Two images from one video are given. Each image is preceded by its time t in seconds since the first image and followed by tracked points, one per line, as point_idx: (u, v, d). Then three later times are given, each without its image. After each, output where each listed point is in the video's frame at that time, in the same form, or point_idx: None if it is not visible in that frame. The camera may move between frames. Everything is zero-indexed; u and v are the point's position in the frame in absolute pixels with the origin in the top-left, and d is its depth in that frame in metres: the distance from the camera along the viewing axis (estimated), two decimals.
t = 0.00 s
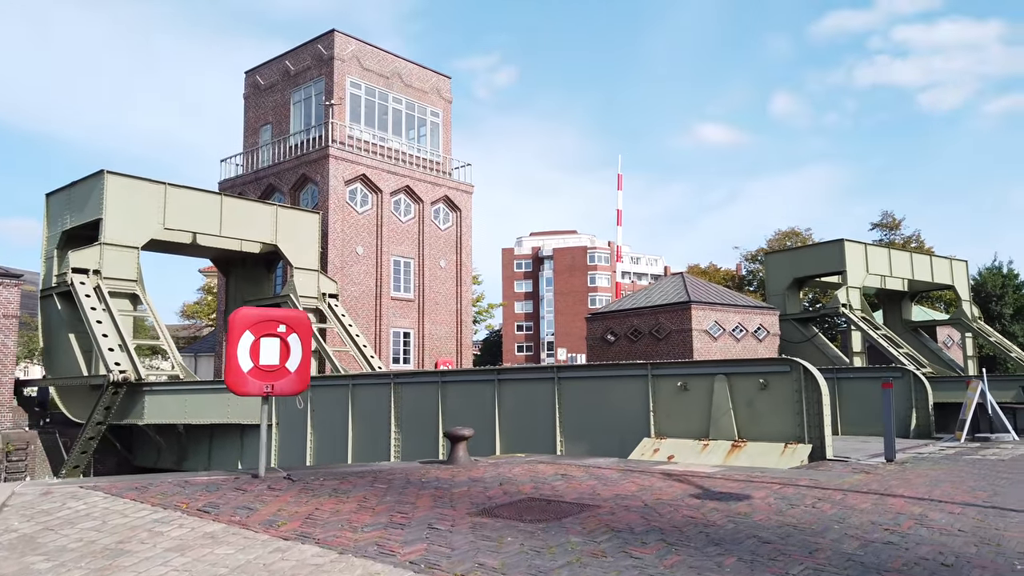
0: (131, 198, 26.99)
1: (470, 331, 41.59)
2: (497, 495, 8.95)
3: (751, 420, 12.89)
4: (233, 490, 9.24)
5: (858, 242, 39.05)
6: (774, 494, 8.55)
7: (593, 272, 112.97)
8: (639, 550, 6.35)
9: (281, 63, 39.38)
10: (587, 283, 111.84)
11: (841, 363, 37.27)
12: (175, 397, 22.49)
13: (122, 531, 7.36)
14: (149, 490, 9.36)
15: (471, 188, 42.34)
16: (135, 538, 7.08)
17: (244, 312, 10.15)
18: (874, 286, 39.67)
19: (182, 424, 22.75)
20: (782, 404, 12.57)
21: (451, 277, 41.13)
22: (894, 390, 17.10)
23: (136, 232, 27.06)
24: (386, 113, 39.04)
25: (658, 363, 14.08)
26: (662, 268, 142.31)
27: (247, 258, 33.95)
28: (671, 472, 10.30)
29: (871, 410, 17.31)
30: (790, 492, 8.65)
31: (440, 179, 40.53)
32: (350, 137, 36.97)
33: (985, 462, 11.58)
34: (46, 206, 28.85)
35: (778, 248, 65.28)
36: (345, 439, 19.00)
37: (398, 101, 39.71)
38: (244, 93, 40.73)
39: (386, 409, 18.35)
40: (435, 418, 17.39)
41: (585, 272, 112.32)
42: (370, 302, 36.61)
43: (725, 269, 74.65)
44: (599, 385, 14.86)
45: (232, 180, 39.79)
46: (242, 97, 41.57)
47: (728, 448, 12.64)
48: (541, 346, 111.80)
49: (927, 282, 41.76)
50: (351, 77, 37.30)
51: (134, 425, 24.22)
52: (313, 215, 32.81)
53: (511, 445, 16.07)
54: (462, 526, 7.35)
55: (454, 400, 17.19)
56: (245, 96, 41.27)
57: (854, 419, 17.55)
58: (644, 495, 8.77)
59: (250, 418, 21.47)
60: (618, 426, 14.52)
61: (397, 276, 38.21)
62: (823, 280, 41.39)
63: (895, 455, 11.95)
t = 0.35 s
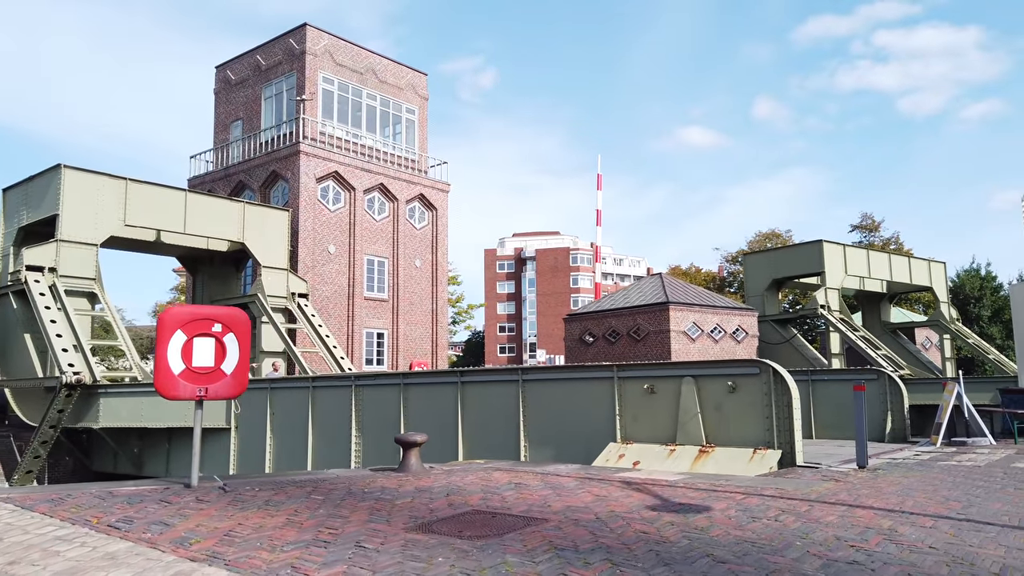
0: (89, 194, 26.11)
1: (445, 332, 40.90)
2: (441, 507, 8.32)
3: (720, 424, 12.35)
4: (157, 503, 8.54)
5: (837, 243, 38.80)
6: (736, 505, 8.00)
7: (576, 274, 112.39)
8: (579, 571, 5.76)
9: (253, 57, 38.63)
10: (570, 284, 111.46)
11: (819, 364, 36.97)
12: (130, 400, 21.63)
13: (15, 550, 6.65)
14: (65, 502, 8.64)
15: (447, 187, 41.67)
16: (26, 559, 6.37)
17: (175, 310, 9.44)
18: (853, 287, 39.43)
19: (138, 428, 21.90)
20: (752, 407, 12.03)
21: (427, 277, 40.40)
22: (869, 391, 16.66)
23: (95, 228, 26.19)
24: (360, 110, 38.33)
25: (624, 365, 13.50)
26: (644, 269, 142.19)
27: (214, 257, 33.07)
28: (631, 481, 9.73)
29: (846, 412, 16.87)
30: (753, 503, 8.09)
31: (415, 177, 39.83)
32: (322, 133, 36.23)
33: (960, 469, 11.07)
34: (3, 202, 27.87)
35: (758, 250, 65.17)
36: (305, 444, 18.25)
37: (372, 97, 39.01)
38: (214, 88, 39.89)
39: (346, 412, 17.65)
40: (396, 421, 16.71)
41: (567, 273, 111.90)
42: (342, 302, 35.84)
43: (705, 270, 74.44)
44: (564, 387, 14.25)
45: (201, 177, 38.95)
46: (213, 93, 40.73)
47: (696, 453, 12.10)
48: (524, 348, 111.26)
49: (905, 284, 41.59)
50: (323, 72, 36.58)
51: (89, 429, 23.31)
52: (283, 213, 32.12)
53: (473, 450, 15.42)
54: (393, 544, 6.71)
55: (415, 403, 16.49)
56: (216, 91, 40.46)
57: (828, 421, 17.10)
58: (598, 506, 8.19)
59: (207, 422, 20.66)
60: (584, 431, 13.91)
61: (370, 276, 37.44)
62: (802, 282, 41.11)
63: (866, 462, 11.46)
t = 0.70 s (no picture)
0: (60, 190, 25.44)
1: (432, 331, 40.22)
2: (388, 520, 7.67)
3: (698, 428, 11.73)
4: (81, 516, 7.87)
5: (830, 242, 38.21)
6: (706, 520, 7.37)
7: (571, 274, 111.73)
8: None
9: (235, 52, 37.93)
10: (564, 284, 110.83)
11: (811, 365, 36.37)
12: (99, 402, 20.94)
13: None
14: None
15: (434, 184, 40.99)
16: None
17: (109, 307, 8.81)
18: (846, 287, 38.85)
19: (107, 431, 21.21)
20: (732, 410, 11.42)
21: (413, 275, 39.71)
22: (858, 393, 16.06)
23: (67, 225, 25.53)
24: (345, 106, 37.66)
25: (599, 366, 12.87)
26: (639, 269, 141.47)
27: (194, 255, 32.34)
28: (598, 491, 9.10)
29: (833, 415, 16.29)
30: (725, 517, 7.45)
31: (402, 174, 39.15)
32: (305, 129, 35.53)
33: (950, 477, 10.45)
34: None
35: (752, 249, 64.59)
36: (275, 448, 17.60)
37: (357, 93, 38.31)
38: (197, 83, 39.19)
39: (317, 415, 16.99)
40: (366, 424, 16.05)
41: (561, 273, 111.23)
42: (325, 301, 35.14)
43: (699, 270, 73.85)
44: (538, 390, 13.60)
45: (183, 174, 38.23)
46: (195, 88, 40.03)
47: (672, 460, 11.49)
48: (518, 348, 110.62)
49: (899, 284, 41.03)
50: (306, 66, 35.89)
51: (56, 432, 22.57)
52: (264, 210, 31.44)
53: (444, 455, 14.76)
54: (322, 566, 6.06)
55: (386, 406, 15.83)
56: (199, 86, 39.76)
57: (816, 425, 16.50)
58: (557, 520, 7.55)
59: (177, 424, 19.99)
60: (558, 435, 13.27)
61: (355, 275, 36.74)
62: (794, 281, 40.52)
63: (851, 469, 10.85)
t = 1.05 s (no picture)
0: (23, 183, 24.92)
1: (414, 330, 39.51)
2: (319, 529, 7.04)
3: (669, 428, 11.16)
4: None
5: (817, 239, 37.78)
6: (663, 528, 6.77)
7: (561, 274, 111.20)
8: None
9: (213, 44, 37.22)
10: (554, 284, 110.28)
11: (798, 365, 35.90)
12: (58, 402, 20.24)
13: None
14: None
15: (416, 181, 40.33)
16: None
17: (29, 298, 8.14)
18: (833, 286, 38.42)
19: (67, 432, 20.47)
20: (703, 409, 10.85)
21: (395, 273, 39.01)
22: (839, 391, 15.53)
23: (31, 219, 24.99)
24: (324, 100, 36.97)
25: (568, 363, 12.26)
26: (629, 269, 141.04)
27: (167, 252, 31.54)
28: (556, 496, 8.50)
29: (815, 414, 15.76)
30: (685, 525, 6.86)
31: (383, 170, 38.48)
32: (283, 123, 34.84)
33: (931, 479, 9.90)
34: None
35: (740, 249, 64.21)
36: (237, 449, 16.92)
37: (338, 87, 37.65)
38: (173, 76, 38.45)
39: (280, 414, 16.33)
40: (330, 425, 15.38)
41: (551, 273, 110.69)
42: (304, 299, 34.41)
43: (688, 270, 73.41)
44: (504, 388, 12.97)
45: (159, 169, 37.48)
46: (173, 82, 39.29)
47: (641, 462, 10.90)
48: (508, 348, 109.99)
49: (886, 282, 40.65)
50: (285, 60, 35.21)
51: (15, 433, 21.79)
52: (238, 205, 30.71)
53: (409, 457, 14.12)
54: None
55: (350, 406, 15.16)
56: (176, 80, 39.05)
57: (796, 424, 15.97)
58: (503, 528, 6.94)
59: (139, 425, 19.29)
60: (525, 436, 12.65)
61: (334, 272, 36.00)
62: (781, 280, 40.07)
63: (826, 471, 10.31)
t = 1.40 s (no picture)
0: None
1: (403, 329, 38.86)
2: (251, 544, 6.42)
3: (645, 432, 10.56)
4: None
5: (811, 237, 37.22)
6: (625, 545, 6.17)
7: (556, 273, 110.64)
8: None
9: (196, 38, 36.59)
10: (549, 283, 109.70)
11: (792, 364, 35.33)
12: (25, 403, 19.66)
13: None
14: None
15: (405, 177, 39.70)
16: None
17: None
18: (828, 284, 37.85)
19: (34, 434, 19.85)
20: (682, 411, 10.26)
21: (383, 271, 38.34)
22: (828, 392, 14.97)
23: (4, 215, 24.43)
24: (310, 94, 36.34)
25: (542, 363, 11.65)
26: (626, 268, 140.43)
27: (147, 249, 30.73)
28: (518, 505, 7.90)
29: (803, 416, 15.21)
30: (649, 541, 6.27)
31: (370, 166, 37.83)
32: (267, 118, 34.20)
33: (922, 486, 9.30)
34: None
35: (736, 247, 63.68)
36: (206, 452, 16.30)
37: (324, 82, 37.01)
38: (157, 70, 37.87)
39: (248, 414, 15.72)
40: (298, 427, 14.76)
41: (546, 272, 110.09)
42: (288, 297, 33.75)
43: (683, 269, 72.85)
44: (476, 389, 12.35)
45: (142, 165, 36.85)
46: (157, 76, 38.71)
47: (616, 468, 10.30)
48: (503, 348, 109.39)
49: (882, 281, 40.05)
50: (269, 53, 34.58)
51: None
52: (220, 201, 30.07)
53: (380, 462, 13.50)
54: None
55: (319, 407, 14.54)
56: (160, 74, 38.46)
57: (785, 426, 15.38)
58: (451, 544, 6.34)
59: (107, 427, 18.67)
60: (498, 440, 12.04)
61: (319, 270, 35.30)
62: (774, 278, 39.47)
63: (810, 477, 9.74)
